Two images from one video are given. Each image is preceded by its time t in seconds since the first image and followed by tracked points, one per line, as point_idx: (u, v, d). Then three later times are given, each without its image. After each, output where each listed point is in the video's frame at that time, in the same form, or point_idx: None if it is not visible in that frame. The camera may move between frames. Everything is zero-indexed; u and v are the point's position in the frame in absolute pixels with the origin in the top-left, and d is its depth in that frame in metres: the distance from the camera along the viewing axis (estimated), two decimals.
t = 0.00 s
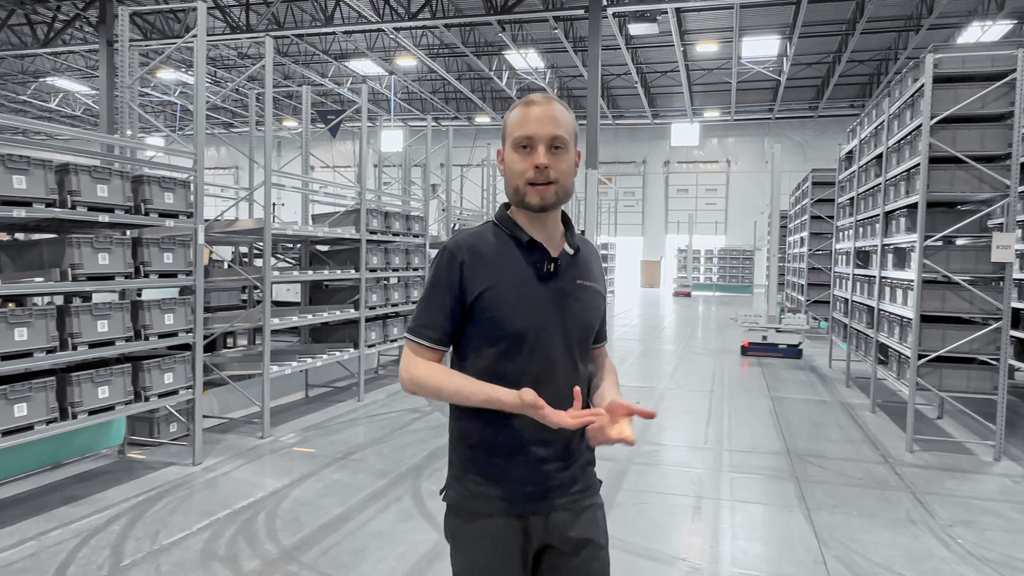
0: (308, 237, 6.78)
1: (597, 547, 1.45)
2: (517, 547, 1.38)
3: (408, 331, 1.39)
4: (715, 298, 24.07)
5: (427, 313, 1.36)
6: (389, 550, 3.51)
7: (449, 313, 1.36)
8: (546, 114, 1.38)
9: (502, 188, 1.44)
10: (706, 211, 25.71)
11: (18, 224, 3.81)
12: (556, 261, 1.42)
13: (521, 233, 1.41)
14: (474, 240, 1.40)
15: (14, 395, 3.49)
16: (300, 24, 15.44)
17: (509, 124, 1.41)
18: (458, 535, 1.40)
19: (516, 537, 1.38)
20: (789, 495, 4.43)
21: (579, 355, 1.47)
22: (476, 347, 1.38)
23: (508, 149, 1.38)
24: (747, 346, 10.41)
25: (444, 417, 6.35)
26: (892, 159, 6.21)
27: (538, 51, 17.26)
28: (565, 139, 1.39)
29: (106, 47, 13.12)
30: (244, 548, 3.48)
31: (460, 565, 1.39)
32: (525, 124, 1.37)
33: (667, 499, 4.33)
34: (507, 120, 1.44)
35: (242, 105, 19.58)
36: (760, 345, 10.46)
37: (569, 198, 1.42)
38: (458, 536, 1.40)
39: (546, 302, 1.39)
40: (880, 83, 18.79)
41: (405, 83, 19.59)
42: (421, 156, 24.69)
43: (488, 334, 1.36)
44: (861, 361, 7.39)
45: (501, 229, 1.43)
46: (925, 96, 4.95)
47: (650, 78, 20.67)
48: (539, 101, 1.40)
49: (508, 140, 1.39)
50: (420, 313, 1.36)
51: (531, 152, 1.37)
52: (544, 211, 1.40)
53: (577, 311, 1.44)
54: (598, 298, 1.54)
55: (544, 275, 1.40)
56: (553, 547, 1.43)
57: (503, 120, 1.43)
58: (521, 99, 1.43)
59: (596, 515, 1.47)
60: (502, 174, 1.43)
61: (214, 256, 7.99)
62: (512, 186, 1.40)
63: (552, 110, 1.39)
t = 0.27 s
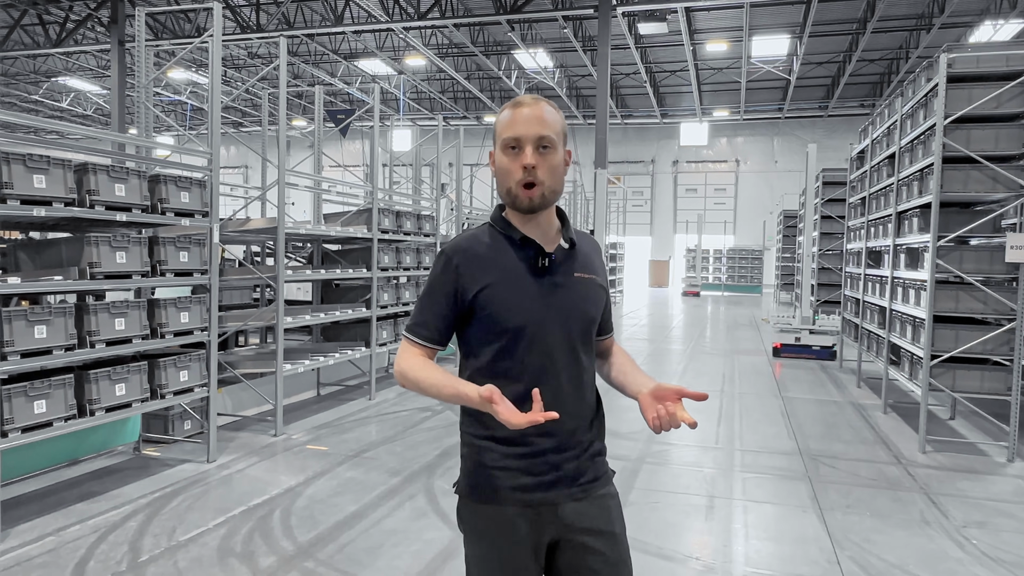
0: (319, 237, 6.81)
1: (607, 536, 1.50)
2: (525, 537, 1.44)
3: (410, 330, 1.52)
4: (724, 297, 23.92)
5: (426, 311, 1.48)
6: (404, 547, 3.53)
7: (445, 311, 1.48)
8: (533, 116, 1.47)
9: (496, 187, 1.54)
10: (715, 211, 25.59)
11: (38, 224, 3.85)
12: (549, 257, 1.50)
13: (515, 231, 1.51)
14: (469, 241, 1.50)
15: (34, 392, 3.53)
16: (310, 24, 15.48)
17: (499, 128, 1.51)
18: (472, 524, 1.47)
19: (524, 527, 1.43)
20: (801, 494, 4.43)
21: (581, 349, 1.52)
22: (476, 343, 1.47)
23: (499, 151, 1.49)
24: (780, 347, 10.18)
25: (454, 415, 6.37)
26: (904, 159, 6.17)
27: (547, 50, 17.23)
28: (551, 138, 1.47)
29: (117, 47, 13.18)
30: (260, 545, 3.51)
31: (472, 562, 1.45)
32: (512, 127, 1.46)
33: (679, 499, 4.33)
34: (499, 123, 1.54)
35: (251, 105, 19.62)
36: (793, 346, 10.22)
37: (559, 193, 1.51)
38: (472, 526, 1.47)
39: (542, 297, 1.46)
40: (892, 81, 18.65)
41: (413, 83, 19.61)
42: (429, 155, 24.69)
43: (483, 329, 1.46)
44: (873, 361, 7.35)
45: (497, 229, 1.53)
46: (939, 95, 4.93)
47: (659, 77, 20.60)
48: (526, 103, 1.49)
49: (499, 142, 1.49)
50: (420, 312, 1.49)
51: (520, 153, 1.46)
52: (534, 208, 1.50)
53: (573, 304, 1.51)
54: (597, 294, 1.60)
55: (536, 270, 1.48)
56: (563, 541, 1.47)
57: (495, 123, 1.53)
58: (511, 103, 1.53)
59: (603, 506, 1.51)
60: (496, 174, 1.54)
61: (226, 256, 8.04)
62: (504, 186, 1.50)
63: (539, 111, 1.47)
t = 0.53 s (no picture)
0: (317, 236, 6.80)
1: (606, 535, 1.48)
2: (525, 535, 1.42)
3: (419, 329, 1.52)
4: (719, 298, 24.00)
5: (434, 311, 1.48)
6: (405, 547, 3.52)
7: (454, 309, 1.47)
8: (534, 113, 1.46)
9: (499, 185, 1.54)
10: (710, 211, 25.65)
11: (36, 222, 3.83)
12: (555, 256, 1.49)
13: (521, 230, 1.51)
14: (476, 240, 1.50)
15: (33, 391, 3.51)
16: (306, 24, 15.46)
17: (500, 126, 1.51)
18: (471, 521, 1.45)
19: (525, 525, 1.41)
20: (800, 493, 4.43)
21: (587, 348, 1.52)
22: (483, 340, 1.47)
23: (499, 149, 1.49)
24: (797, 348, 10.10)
25: (453, 415, 6.36)
26: (901, 159, 6.20)
27: (543, 50, 17.25)
28: (551, 135, 1.47)
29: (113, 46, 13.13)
30: (261, 545, 3.49)
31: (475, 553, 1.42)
32: (511, 125, 1.46)
33: (679, 498, 4.34)
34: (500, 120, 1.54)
35: (246, 104, 19.57)
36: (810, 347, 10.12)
37: (561, 190, 1.50)
38: (471, 523, 1.46)
39: (548, 295, 1.46)
40: (886, 83, 18.75)
41: (410, 83, 19.60)
42: (425, 155, 24.68)
43: (490, 328, 1.46)
44: (870, 360, 7.38)
45: (503, 226, 1.53)
46: (936, 95, 4.95)
47: (654, 77, 20.65)
48: (527, 101, 1.49)
49: (499, 141, 1.49)
50: (428, 311, 1.49)
51: (519, 150, 1.46)
52: (536, 206, 1.49)
53: (580, 304, 1.50)
54: (605, 293, 1.59)
55: (545, 270, 1.47)
56: (566, 536, 1.44)
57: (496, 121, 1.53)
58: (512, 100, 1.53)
59: (606, 503, 1.50)
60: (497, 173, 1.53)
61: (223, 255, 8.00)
62: (506, 184, 1.49)
63: (539, 109, 1.47)
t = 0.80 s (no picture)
0: (309, 234, 6.74)
1: (614, 538, 1.43)
2: (531, 536, 1.37)
3: (424, 324, 1.50)
4: (708, 297, 24.11)
5: (439, 305, 1.46)
6: (401, 547, 3.49)
7: (459, 304, 1.45)
8: (543, 106, 1.43)
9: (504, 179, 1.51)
10: (700, 210, 25.75)
11: (23, 219, 3.77)
12: (559, 248, 1.47)
13: (526, 223, 1.48)
14: (480, 234, 1.48)
15: (20, 391, 3.44)
16: (295, 21, 15.33)
17: (508, 117, 1.47)
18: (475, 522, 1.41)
19: (530, 525, 1.37)
20: (795, 492, 4.44)
21: (591, 342, 1.49)
22: (487, 334, 1.45)
23: (507, 142, 1.45)
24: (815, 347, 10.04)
25: (446, 414, 6.33)
26: (893, 157, 6.23)
27: (533, 49, 17.22)
28: (560, 129, 1.44)
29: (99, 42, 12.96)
30: (254, 546, 3.45)
31: (478, 554, 1.39)
32: (520, 118, 1.43)
33: (675, 496, 4.34)
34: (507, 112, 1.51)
35: (234, 102, 19.38)
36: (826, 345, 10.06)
37: (569, 185, 1.48)
38: (475, 524, 1.41)
39: (553, 288, 1.44)
40: (874, 82, 18.90)
41: (399, 81, 19.50)
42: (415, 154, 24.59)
43: (496, 322, 1.43)
44: (862, 358, 7.42)
45: (507, 219, 1.51)
46: (930, 93, 4.98)
47: (644, 76, 20.69)
48: (535, 93, 1.45)
49: (507, 134, 1.46)
50: (433, 305, 1.47)
51: (528, 144, 1.43)
52: (542, 199, 1.48)
53: (584, 297, 1.48)
54: (609, 286, 1.57)
55: (549, 263, 1.45)
56: (571, 538, 1.40)
57: (502, 113, 1.50)
58: (519, 91, 1.49)
59: (613, 505, 1.45)
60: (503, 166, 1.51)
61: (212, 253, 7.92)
62: (512, 179, 1.47)
63: (547, 102, 1.44)
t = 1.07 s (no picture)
0: (299, 233, 6.66)
1: (626, 542, 1.39)
2: (541, 542, 1.32)
3: (426, 322, 1.43)
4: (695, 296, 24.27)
5: (442, 302, 1.39)
6: (396, 550, 3.46)
7: (463, 302, 1.39)
8: (554, 102, 1.40)
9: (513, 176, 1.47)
10: (686, 209, 25.89)
11: (6, 216, 3.67)
12: (567, 244, 1.41)
13: (534, 220, 1.43)
14: (486, 230, 1.42)
15: (4, 393, 3.36)
16: (280, 18, 15.19)
17: (518, 113, 1.44)
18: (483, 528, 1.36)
19: (540, 530, 1.32)
20: (791, 491, 4.45)
21: (601, 341, 1.43)
22: (492, 333, 1.39)
23: (517, 138, 1.42)
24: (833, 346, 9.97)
25: (438, 414, 6.29)
26: (883, 156, 6.28)
27: (520, 48, 17.20)
28: (572, 126, 1.41)
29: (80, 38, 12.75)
30: (246, 550, 3.40)
31: (487, 561, 1.34)
32: (531, 114, 1.40)
33: (672, 496, 4.34)
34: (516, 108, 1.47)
35: (218, 99, 19.15)
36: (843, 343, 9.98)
37: (580, 183, 1.45)
38: (483, 530, 1.36)
39: (560, 284, 1.38)
40: (858, 83, 19.11)
41: (386, 79, 19.38)
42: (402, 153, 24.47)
43: (502, 320, 1.37)
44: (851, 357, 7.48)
45: (515, 216, 1.45)
46: (920, 93, 5.03)
47: (631, 76, 20.75)
48: (547, 88, 1.42)
49: (518, 129, 1.42)
50: (436, 303, 1.40)
51: (540, 141, 1.40)
52: (553, 197, 1.44)
53: (595, 294, 1.42)
54: (619, 283, 1.51)
55: (557, 259, 1.39)
56: (583, 543, 1.36)
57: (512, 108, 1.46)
58: (529, 87, 1.45)
59: (625, 508, 1.41)
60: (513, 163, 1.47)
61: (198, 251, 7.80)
62: (522, 177, 1.44)
63: (558, 97, 1.41)
